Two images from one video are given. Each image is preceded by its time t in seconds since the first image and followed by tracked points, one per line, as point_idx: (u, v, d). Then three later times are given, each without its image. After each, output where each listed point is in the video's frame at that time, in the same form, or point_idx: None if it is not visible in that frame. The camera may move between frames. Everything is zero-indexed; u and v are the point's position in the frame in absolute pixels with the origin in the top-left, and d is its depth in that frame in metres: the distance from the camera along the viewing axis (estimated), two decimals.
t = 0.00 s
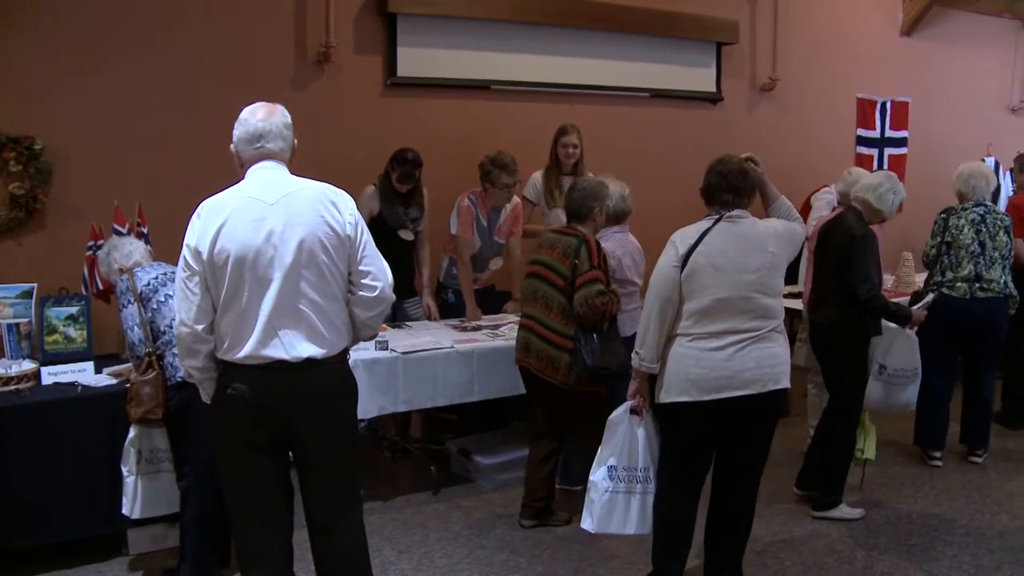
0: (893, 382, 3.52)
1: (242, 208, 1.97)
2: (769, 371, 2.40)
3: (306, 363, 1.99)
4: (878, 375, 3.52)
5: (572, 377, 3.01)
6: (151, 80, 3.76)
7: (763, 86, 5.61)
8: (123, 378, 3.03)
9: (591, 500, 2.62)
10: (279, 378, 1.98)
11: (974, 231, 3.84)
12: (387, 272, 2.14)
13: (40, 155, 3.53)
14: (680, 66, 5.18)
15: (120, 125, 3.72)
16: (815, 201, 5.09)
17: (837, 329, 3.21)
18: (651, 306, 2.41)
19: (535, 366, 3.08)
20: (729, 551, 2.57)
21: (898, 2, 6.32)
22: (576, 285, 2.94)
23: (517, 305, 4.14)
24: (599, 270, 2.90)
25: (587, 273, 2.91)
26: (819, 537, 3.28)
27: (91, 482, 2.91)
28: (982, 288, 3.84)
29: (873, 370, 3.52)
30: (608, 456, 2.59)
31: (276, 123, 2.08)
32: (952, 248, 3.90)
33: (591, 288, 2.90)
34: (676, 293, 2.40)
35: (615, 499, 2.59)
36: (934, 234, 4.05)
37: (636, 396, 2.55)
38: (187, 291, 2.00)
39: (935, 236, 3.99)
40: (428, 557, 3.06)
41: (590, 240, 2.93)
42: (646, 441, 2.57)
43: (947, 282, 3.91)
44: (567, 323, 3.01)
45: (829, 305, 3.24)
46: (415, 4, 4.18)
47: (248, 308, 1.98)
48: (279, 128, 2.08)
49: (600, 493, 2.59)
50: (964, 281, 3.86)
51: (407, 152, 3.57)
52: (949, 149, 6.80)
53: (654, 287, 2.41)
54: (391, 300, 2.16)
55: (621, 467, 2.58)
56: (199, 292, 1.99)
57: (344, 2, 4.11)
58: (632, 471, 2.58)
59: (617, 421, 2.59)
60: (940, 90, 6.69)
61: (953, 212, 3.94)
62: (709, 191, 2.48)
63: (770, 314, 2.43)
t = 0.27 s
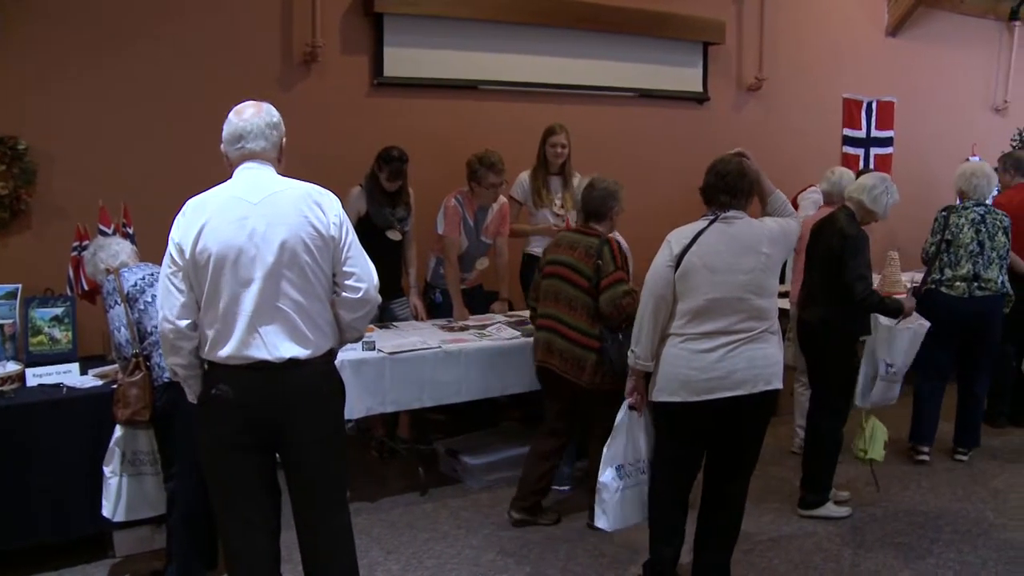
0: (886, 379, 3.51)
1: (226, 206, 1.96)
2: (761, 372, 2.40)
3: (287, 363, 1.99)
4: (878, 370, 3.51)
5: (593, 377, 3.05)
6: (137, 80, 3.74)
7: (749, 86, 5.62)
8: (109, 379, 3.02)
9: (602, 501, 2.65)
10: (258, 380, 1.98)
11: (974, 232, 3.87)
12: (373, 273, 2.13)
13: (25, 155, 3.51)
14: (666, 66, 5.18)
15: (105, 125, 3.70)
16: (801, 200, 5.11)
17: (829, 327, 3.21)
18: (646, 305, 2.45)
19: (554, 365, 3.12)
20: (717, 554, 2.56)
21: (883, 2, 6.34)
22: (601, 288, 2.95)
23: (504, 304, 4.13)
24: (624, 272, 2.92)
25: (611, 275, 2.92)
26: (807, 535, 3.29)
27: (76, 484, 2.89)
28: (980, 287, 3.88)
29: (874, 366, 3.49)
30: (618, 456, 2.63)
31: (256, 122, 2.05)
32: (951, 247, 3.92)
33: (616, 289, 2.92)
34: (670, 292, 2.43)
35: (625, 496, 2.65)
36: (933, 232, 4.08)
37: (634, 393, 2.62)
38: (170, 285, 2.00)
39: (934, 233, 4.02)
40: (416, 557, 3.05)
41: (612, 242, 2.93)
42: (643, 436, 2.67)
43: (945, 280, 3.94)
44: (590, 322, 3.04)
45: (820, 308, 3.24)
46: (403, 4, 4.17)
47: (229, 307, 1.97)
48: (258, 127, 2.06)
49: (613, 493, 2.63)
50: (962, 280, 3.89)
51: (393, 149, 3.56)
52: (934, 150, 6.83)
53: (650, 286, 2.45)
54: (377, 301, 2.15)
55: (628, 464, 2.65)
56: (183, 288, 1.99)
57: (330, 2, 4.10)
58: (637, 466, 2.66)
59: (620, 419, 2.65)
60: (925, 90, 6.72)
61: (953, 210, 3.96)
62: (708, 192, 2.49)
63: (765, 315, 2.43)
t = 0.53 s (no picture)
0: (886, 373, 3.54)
1: (216, 206, 1.96)
2: (748, 370, 2.41)
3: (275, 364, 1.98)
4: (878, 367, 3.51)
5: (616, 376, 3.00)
6: (129, 80, 3.73)
7: (742, 86, 5.63)
8: (102, 380, 3.01)
9: (609, 500, 2.63)
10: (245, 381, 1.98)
11: (977, 230, 3.92)
12: (365, 275, 2.10)
13: (17, 155, 3.49)
14: (660, 66, 5.19)
15: (97, 125, 3.69)
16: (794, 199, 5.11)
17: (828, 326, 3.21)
18: (635, 303, 2.46)
19: (574, 364, 3.09)
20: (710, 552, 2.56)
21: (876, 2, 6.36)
22: (622, 286, 2.94)
23: (498, 304, 4.14)
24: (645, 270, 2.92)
25: (632, 273, 2.92)
26: (800, 534, 3.29)
27: (69, 486, 2.88)
28: (982, 286, 3.93)
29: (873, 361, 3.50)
30: (619, 454, 2.63)
31: (249, 122, 2.05)
32: (954, 245, 3.97)
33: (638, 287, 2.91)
34: (659, 290, 2.44)
35: (628, 493, 2.65)
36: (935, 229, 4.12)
37: (625, 392, 2.63)
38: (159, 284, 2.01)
39: (937, 231, 4.06)
40: (410, 558, 3.05)
41: (631, 240, 2.93)
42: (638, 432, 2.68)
43: (947, 278, 3.99)
44: (610, 320, 3.00)
45: (817, 306, 3.24)
46: (396, 4, 4.17)
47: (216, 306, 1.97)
48: (251, 127, 2.05)
49: (617, 490, 2.62)
50: (964, 278, 3.94)
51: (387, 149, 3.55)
52: (927, 150, 6.85)
53: (640, 284, 2.45)
54: (369, 305, 2.12)
55: (627, 461, 2.65)
56: (172, 286, 2.00)
57: (323, 2, 4.09)
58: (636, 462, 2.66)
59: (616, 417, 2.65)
60: (918, 89, 6.73)
61: (956, 208, 4.01)
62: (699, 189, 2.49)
63: (753, 313, 2.44)
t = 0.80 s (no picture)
0: (869, 378, 3.56)
1: (204, 207, 1.96)
2: (731, 368, 2.39)
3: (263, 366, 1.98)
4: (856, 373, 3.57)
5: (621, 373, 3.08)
6: (119, 80, 3.72)
7: (733, 86, 5.64)
8: (92, 381, 3.00)
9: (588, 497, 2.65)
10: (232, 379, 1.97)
11: (964, 229, 3.93)
12: (354, 278, 2.10)
13: (6, 155, 3.48)
14: (651, 66, 5.20)
15: (87, 126, 3.68)
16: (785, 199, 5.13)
17: (820, 326, 3.22)
18: (620, 302, 2.49)
19: (581, 360, 3.13)
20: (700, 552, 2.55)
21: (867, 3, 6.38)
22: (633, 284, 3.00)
23: (489, 304, 4.14)
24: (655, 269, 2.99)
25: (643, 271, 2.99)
26: (791, 533, 3.30)
27: (59, 488, 2.87)
28: (971, 283, 3.95)
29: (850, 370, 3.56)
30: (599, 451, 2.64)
31: (240, 123, 2.03)
32: (942, 244, 3.98)
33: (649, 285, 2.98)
34: (643, 288, 2.46)
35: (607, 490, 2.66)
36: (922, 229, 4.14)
37: (610, 388, 2.70)
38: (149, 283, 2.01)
39: (924, 231, 4.07)
40: (401, 558, 3.05)
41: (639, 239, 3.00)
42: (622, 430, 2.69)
43: (937, 276, 4.01)
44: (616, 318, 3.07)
45: (813, 306, 3.24)
46: (388, 4, 4.17)
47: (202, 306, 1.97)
48: (242, 127, 2.04)
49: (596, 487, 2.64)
50: (954, 276, 3.96)
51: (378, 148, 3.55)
52: (917, 149, 6.88)
53: (622, 282, 2.49)
54: (358, 308, 2.12)
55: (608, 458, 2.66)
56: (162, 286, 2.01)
57: (314, 2, 4.09)
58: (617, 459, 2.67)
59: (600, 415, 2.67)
60: (908, 89, 6.76)
61: (943, 208, 4.02)
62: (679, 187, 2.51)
63: (737, 311, 2.43)
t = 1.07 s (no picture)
0: (843, 380, 3.59)
1: (192, 209, 1.95)
2: (720, 364, 2.41)
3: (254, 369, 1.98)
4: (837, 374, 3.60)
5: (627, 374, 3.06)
6: (109, 81, 3.71)
7: (725, 86, 5.66)
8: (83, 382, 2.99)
9: (558, 499, 2.68)
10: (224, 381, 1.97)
11: (945, 230, 3.97)
12: (342, 281, 2.09)
13: None
14: (643, 66, 5.20)
15: (77, 126, 3.67)
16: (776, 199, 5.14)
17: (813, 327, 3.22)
18: (607, 303, 2.45)
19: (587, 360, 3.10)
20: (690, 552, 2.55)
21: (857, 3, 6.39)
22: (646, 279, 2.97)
23: (480, 305, 4.14)
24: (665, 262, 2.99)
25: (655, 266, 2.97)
26: (782, 532, 3.30)
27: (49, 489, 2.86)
28: (955, 282, 3.97)
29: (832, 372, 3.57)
30: (575, 455, 2.66)
31: (226, 123, 2.03)
32: (924, 246, 4.02)
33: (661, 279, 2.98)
34: (630, 290, 2.44)
35: (582, 495, 2.67)
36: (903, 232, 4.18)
37: (592, 394, 2.63)
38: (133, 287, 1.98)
39: (905, 235, 4.11)
40: (393, 559, 3.04)
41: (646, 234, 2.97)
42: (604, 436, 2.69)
43: (922, 278, 4.03)
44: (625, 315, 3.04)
45: (805, 303, 3.23)
46: (379, 5, 4.16)
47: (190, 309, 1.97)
48: (229, 128, 2.03)
49: (568, 490, 2.66)
50: (938, 276, 3.98)
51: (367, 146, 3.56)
52: (908, 150, 6.90)
53: (608, 283, 2.45)
54: (347, 311, 2.11)
55: (583, 463, 2.67)
56: (147, 289, 1.99)
57: (306, 2, 4.08)
58: (594, 464, 2.67)
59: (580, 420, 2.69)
60: (899, 90, 6.78)
61: (922, 211, 4.06)
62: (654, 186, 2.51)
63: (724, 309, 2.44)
